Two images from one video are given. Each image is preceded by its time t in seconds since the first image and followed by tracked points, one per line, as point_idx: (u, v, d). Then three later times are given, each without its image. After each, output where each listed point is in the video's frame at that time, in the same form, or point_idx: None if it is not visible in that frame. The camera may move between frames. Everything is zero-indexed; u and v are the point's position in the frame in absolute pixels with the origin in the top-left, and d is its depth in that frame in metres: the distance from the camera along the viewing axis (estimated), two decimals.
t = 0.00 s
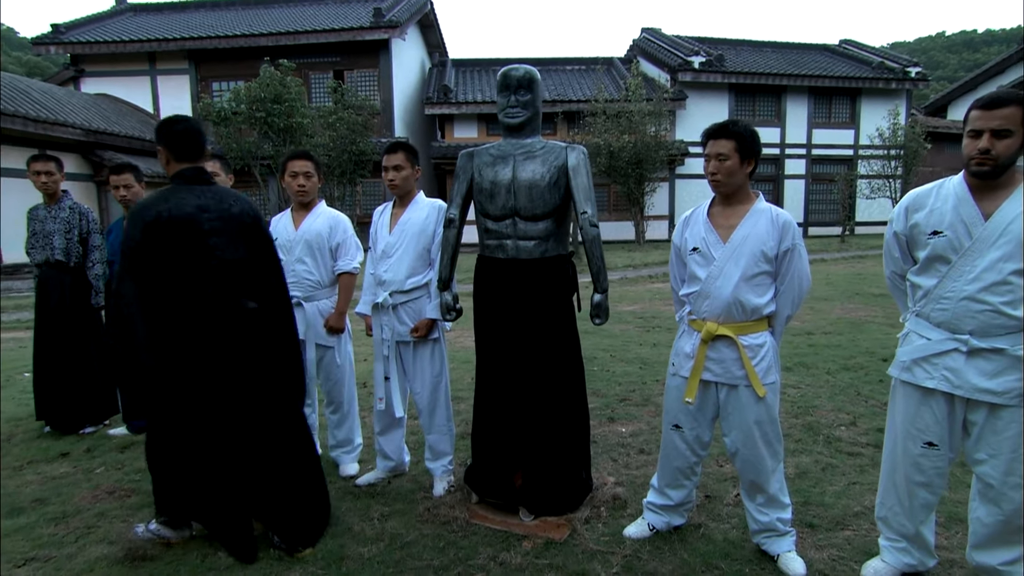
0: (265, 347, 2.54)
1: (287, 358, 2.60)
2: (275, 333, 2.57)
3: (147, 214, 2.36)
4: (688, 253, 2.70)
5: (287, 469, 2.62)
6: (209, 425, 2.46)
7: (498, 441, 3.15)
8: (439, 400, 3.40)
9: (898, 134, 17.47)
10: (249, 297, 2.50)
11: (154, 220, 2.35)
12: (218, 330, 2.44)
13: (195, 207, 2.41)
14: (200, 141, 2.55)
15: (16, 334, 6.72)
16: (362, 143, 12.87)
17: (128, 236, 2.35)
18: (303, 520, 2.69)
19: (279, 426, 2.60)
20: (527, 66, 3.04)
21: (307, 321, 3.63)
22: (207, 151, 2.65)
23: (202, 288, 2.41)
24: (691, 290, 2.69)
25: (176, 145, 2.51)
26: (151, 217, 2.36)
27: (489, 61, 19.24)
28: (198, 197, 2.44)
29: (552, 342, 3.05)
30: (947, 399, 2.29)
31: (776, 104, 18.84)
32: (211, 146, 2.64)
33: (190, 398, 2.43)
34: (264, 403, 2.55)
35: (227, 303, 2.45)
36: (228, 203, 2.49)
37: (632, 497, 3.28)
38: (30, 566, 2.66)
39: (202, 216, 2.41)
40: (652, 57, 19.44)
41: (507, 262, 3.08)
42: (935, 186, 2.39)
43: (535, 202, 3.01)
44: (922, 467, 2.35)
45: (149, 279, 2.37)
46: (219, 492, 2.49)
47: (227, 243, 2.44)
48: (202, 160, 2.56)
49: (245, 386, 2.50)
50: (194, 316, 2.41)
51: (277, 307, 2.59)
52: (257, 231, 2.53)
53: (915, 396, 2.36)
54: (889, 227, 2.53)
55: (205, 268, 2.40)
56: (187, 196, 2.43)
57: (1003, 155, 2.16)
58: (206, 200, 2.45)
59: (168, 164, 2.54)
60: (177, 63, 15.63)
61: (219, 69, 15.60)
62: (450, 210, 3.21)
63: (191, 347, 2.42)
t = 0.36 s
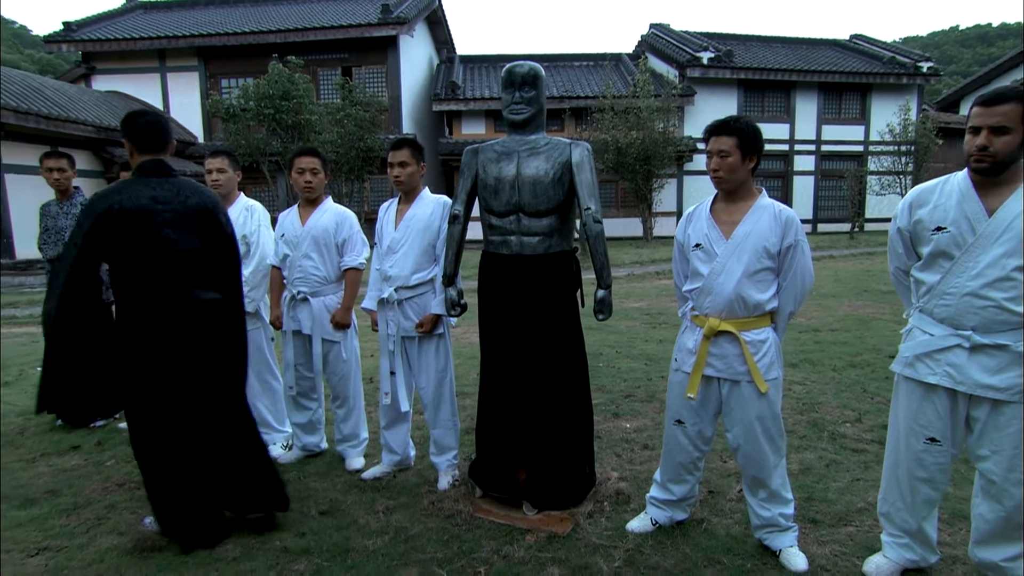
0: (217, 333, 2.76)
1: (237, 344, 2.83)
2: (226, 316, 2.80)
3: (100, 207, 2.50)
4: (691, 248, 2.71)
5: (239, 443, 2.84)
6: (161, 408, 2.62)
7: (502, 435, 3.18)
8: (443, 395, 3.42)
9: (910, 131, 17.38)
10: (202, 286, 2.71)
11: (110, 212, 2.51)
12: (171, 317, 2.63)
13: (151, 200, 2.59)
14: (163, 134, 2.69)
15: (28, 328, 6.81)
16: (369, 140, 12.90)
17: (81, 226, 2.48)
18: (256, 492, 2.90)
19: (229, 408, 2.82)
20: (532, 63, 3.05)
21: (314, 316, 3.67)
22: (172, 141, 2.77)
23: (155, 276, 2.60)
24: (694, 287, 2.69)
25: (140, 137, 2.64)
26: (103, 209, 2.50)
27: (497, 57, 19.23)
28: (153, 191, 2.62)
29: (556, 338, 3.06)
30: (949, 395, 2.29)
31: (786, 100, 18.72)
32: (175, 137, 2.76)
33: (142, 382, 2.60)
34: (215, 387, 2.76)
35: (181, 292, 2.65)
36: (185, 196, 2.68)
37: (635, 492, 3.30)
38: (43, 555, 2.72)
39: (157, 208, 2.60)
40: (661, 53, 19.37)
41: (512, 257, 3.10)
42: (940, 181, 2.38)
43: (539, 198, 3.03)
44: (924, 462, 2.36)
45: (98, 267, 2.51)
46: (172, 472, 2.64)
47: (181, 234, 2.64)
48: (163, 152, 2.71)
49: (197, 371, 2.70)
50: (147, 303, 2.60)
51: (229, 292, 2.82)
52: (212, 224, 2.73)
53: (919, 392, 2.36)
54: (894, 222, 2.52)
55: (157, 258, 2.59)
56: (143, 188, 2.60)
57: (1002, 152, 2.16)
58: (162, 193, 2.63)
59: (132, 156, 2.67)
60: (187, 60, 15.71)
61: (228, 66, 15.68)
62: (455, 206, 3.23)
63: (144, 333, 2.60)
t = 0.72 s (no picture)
0: (203, 326, 2.91)
1: (218, 336, 3.00)
2: (210, 312, 2.94)
3: (94, 205, 2.60)
4: (693, 247, 2.71)
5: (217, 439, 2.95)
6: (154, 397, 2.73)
7: (505, 432, 3.19)
8: (447, 391, 3.44)
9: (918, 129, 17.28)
10: (191, 281, 2.85)
11: (103, 210, 2.61)
12: (162, 311, 2.74)
13: (143, 199, 2.72)
14: (151, 138, 2.83)
15: (38, 326, 6.87)
16: (375, 138, 12.93)
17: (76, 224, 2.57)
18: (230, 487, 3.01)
19: (213, 397, 2.98)
20: (535, 61, 3.06)
21: (319, 313, 3.69)
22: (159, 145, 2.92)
23: (146, 273, 2.70)
24: (696, 284, 2.70)
25: (128, 140, 2.78)
26: (97, 208, 2.60)
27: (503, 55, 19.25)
28: (145, 190, 2.74)
29: (559, 335, 3.08)
30: (950, 393, 2.29)
31: (793, 98, 18.65)
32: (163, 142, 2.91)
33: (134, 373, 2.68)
34: (199, 380, 2.89)
35: (172, 287, 2.77)
36: (174, 196, 2.82)
37: (638, 489, 3.31)
38: (52, 549, 2.76)
39: (148, 208, 2.72)
40: (667, 51, 19.33)
41: (514, 256, 3.11)
42: (942, 179, 2.38)
43: (541, 196, 3.04)
44: (925, 460, 2.36)
45: (89, 263, 2.58)
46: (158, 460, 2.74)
47: (171, 232, 2.77)
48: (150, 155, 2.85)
49: (185, 361, 2.84)
50: (138, 299, 2.69)
51: (213, 289, 2.97)
52: (198, 223, 2.89)
53: (922, 390, 2.36)
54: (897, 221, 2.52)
55: (148, 255, 2.70)
56: (135, 189, 2.72)
57: (995, 151, 2.17)
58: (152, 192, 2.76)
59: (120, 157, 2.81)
60: (194, 59, 15.80)
61: (236, 65, 15.75)
62: (459, 205, 3.25)
63: (137, 326, 2.69)
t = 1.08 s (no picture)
0: (200, 324, 2.97)
1: (213, 333, 3.07)
2: (205, 313, 3.00)
3: (107, 200, 2.63)
4: (692, 245, 2.72)
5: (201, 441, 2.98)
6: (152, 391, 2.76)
7: (506, 430, 3.21)
8: (448, 388, 3.46)
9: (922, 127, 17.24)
10: (190, 279, 2.92)
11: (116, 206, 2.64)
12: (164, 308, 2.81)
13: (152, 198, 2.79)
14: (154, 140, 2.89)
15: (43, 324, 6.92)
16: (378, 137, 12.96)
17: (88, 217, 2.57)
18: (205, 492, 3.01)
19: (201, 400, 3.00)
20: (535, 60, 3.07)
21: (321, 310, 3.71)
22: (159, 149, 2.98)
23: (150, 269, 2.76)
24: (695, 283, 2.71)
25: (134, 142, 2.84)
26: (110, 203, 2.63)
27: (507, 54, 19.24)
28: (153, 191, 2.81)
29: (559, 333, 3.09)
30: (949, 392, 2.29)
31: (796, 96, 18.61)
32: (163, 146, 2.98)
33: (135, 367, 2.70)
34: (191, 380, 2.93)
35: (173, 285, 2.84)
36: (178, 199, 2.90)
37: (638, 487, 3.32)
38: (57, 544, 2.79)
39: (156, 208, 2.79)
40: (671, 50, 19.30)
41: (515, 254, 3.13)
42: (941, 178, 2.38)
43: (542, 195, 3.05)
44: (924, 458, 2.36)
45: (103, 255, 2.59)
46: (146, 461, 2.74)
47: (176, 231, 2.84)
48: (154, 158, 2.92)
49: (183, 356, 2.89)
50: (142, 296, 2.73)
51: (208, 290, 3.03)
52: (198, 224, 2.96)
53: (920, 388, 2.37)
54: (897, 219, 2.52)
55: (155, 253, 2.76)
56: (143, 188, 2.78)
57: (992, 150, 2.17)
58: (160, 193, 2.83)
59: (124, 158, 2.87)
60: (198, 57, 15.84)
61: (240, 64, 15.79)
62: (460, 203, 3.27)
63: (142, 321, 2.72)
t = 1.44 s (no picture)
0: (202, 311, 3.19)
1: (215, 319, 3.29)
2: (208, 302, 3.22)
3: (120, 196, 2.83)
4: (692, 243, 2.73)
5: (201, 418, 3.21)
6: (159, 370, 2.97)
7: (506, 428, 3.22)
8: (449, 386, 3.47)
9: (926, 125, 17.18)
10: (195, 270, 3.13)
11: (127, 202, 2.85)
12: (171, 298, 3.02)
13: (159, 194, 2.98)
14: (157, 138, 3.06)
15: (47, 322, 6.95)
16: (381, 135, 13.00)
17: (102, 212, 2.79)
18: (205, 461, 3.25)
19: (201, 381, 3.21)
20: (536, 59, 3.09)
21: (324, 308, 3.73)
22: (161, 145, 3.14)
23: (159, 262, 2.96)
24: (695, 281, 2.72)
25: (141, 139, 3.02)
26: (122, 199, 2.83)
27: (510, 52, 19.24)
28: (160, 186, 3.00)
29: (559, 330, 3.10)
30: (948, 390, 2.30)
31: (800, 95, 18.58)
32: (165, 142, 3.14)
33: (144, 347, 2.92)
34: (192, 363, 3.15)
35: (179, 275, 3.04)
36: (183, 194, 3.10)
37: (638, 485, 3.33)
38: (61, 539, 2.81)
39: (164, 204, 2.99)
40: (674, 48, 19.28)
41: (515, 253, 3.14)
42: (941, 177, 2.39)
43: (542, 193, 3.06)
44: (923, 457, 2.37)
45: (113, 247, 2.81)
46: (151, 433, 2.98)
47: (181, 225, 3.05)
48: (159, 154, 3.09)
49: (180, 334, 3.07)
50: (150, 286, 2.94)
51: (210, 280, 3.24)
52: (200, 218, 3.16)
53: (919, 387, 2.37)
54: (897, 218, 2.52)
55: (164, 244, 2.97)
56: (152, 183, 2.97)
57: (990, 149, 2.17)
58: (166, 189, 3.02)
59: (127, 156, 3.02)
60: (202, 56, 15.88)
61: (244, 63, 15.83)
62: (461, 202, 3.29)
63: (149, 308, 2.94)
